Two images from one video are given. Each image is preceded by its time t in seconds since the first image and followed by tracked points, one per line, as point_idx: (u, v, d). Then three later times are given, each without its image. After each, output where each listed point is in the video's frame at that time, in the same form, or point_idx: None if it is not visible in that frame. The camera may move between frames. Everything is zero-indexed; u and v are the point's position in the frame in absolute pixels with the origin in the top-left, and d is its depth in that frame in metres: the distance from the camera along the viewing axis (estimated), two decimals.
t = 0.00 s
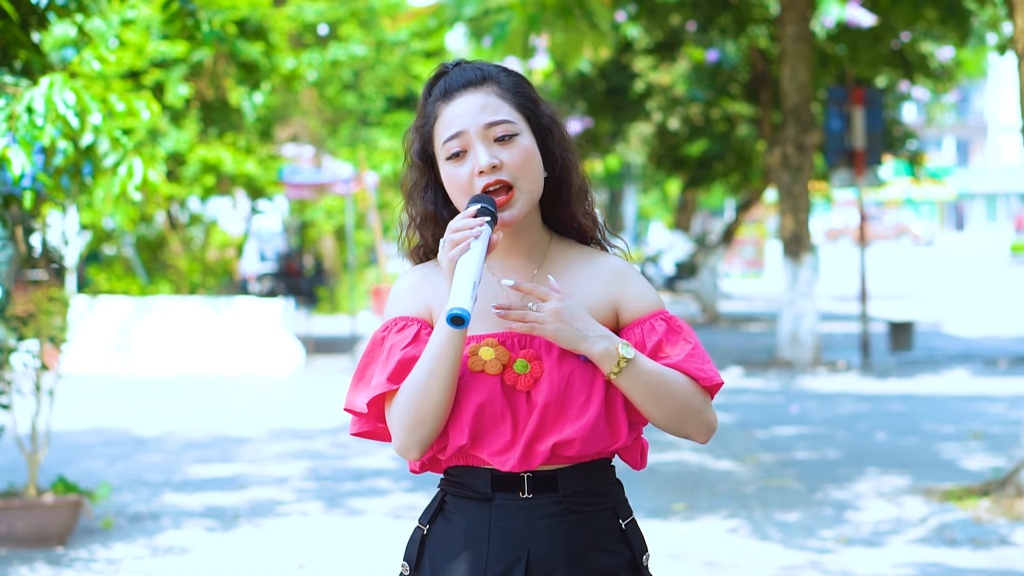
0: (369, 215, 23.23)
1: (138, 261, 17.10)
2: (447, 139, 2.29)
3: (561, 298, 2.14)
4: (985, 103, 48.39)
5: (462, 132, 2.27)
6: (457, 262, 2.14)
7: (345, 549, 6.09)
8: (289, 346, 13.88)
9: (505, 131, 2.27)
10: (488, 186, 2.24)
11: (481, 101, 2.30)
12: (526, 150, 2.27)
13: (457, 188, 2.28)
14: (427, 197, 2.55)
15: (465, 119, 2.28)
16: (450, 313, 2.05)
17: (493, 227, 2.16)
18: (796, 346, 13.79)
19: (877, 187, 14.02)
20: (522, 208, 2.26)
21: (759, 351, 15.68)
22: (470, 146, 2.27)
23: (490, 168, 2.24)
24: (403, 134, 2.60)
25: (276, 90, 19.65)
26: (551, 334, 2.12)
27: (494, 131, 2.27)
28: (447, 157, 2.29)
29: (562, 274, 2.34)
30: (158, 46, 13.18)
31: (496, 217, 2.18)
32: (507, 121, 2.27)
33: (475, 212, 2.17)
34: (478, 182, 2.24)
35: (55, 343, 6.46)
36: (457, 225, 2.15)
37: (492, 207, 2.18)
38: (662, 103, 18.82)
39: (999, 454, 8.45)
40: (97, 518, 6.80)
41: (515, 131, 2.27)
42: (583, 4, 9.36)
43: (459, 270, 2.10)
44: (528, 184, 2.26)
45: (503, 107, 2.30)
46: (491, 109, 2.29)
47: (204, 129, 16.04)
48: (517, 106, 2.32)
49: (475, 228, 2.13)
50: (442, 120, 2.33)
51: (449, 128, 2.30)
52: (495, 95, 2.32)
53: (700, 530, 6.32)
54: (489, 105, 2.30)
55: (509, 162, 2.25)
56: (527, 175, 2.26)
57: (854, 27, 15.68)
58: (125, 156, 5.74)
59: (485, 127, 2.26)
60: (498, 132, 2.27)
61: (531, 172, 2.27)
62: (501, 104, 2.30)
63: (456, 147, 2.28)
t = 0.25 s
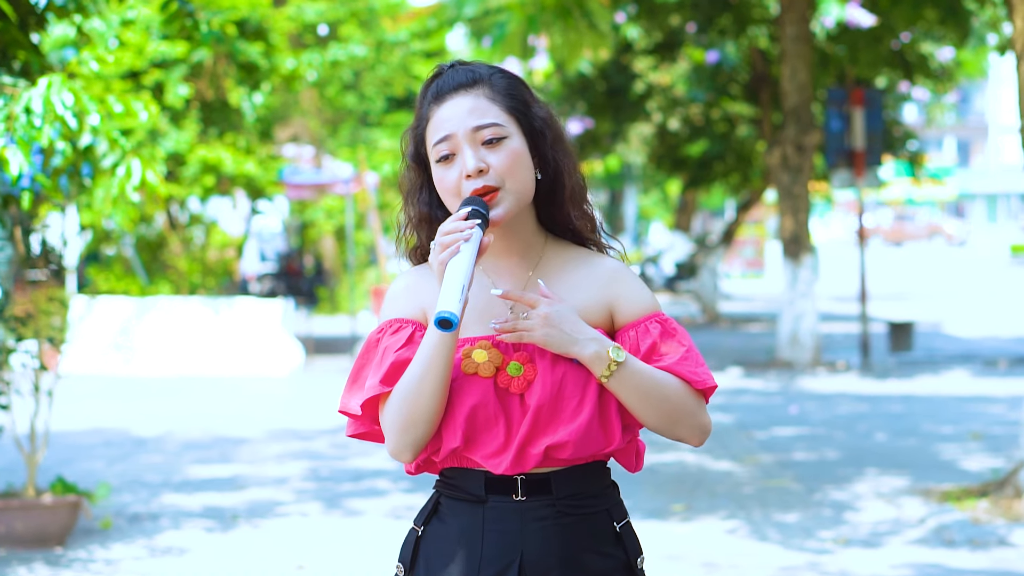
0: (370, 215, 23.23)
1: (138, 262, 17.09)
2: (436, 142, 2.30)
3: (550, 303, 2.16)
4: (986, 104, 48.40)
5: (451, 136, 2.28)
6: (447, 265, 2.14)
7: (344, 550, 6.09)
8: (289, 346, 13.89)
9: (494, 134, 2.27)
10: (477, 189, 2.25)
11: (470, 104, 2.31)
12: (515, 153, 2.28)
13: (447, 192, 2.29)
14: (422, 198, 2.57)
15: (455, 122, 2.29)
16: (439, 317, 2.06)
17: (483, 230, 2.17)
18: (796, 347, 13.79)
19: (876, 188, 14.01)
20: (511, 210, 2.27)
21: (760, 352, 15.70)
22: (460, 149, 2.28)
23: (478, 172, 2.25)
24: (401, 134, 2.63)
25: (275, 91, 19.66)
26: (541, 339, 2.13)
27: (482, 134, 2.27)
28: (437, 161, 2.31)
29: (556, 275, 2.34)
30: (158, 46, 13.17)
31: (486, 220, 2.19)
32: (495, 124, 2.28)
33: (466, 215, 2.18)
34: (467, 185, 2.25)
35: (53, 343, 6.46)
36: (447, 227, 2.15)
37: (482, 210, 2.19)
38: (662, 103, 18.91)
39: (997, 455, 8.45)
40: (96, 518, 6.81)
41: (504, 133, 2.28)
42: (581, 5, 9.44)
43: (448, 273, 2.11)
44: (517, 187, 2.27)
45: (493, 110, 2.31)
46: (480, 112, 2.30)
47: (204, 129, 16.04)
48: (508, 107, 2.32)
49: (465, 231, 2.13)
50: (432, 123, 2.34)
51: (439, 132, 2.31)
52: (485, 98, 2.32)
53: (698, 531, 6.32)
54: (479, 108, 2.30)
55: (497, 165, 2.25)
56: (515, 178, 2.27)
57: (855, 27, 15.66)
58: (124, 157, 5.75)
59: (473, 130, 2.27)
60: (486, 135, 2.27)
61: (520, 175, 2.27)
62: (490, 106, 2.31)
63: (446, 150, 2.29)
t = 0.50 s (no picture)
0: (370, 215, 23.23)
1: (138, 262, 17.06)
2: (428, 145, 2.31)
3: (541, 308, 2.18)
4: (986, 104, 48.40)
5: (441, 139, 2.29)
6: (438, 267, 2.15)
7: (342, 550, 6.09)
8: (289, 346, 13.89)
9: (484, 138, 2.27)
10: (466, 193, 2.26)
11: (462, 107, 2.31)
12: (505, 157, 2.27)
13: (438, 195, 2.30)
14: (418, 199, 2.58)
15: (446, 126, 2.29)
16: (429, 320, 2.07)
17: (475, 233, 2.18)
18: (796, 347, 13.79)
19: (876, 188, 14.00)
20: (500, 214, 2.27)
21: (759, 352, 15.71)
22: (450, 153, 2.28)
23: (467, 177, 2.26)
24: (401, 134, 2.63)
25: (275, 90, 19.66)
26: (532, 343, 2.16)
27: (473, 138, 2.28)
28: (429, 163, 2.31)
29: (551, 278, 2.35)
30: (159, 46, 13.17)
31: (477, 222, 2.20)
32: (486, 128, 2.28)
33: (457, 218, 2.19)
34: (456, 189, 2.26)
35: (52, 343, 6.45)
36: (437, 230, 2.16)
37: (472, 213, 2.20)
38: (662, 103, 18.91)
39: (997, 455, 8.45)
40: (95, 519, 6.81)
41: (494, 138, 2.28)
42: (581, 5, 9.44)
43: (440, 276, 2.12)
44: (506, 192, 2.27)
45: (484, 113, 2.30)
46: (471, 115, 2.29)
47: (204, 129, 16.03)
48: (500, 111, 2.32)
49: (455, 233, 2.14)
50: (425, 125, 2.35)
51: (430, 135, 2.31)
52: (478, 101, 2.32)
53: (698, 532, 6.32)
54: (471, 111, 2.30)
55: (486, 170, 2.26)
56: (504, 183, 2.27)
57: (854, 27, 15.66)
58: (122, 158, 5.75)
59: (464, 134, 2.27)
60: (476, 139, 2.28)
61: (510, 179, 2.28)
62: (481, 110, 2.30)
63: (437, 153, 2.30)
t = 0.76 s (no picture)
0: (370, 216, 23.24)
1: (138, 262, 17.06)
2: (422, 147, 2.33)
3: (533, 310, 2.21)
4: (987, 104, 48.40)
5: (434, 142, 2.30)
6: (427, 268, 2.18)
7: (340, 551, 6.09)
8: (289, 347, 13.89)
9: (477, 141, 2.29)
10: (457, 196, 2.27)
11: (456, 110, 2.32)
12: (497, 161, 2.29)
13: (431, 197, 2.31)
14: (413, 201, 2.60)
15: (439, 129, 2.31)
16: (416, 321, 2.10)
17: (465, 234, 2.20)
18: (796, 347, 13.79)
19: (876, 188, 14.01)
20: (491, 217, 2.28)
21: (759, 352, 15.73)
22: (443, 155, 2.30)
23: (458, 179, 2.27)
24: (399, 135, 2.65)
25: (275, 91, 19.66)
26: (524, 344, 2.18)
27: (465, 141, 2.29)
28: (422, 165, 2.33)
29: (545, 279, 2.36)
30: (159, 46, 13.16)
31: (468, 224, 2.22)
32: (478, 132, 2.29)
33: (448, 219, 2.21)
34: (447, 192, 2.27)
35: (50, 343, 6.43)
36: (427, 231, 2.19)
37: (464, 215, 2.22)
38: (663, 104, 18.90)
39: (997, 455, 8.45)
40: (94, 520, 6.81)
41: (487, 141, 2.29)
42: (580, 6, 9.48)
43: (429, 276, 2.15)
44: (497, 194, 2.28)
45: (477, 117, 2.31)
46: (464, 119, 2.30)
47: (204, 129, 16.04)
48: (493, 115, 2.32)
49: (445, 235, 2.17)
50: (420, 127, 2.36)
51: (423, 137, 2.32)
52: (471, 105, 2.33)
53: (696, 532, 6.32)
54: (464, 115, 2.31)
55: (478, 173, 2.27)
56: (496, 185, 2.28)
57: (854, 27, 15.66)
58: (121, 159, 5.77)
59: (456, 137, 2.29)
60: (469, 142, 2.29)
61: (501, 182, 2.29)
62: (474, 114, 2.31)
63: (429, 156, 2.31)
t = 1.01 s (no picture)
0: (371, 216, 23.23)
1: (138, 262, 17.05)
2: (415, 146, 2.33)
3: (524, 310, 2.22)
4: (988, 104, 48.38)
5: (427, 143, 2.30)
6: (416, 265, 2.21)
7: (339, 551, 6.10)
8: (289, 347, 13.89)
9: (470, 142, 2.29)
10: (448, 196, 2.27)
11: (450, 110, 2.32)
12: (490, 162, 2.29)
13: (422, 196, 2.32)
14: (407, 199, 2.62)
15: (433, 130, 2.31)
16: (403, 319, 2.13)
17: (455, 233, 2.22)
18: (796, 347, 13.79)
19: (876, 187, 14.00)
20: (483, 217, 2.29)
21: (759, 352, 15.73)
22: (435, 157, 2.30)
23: (450, 180, 2.27)
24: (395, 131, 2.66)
25: (276, 91, 19.67)
26: (514, 344, 2.20)
27: (457, 143, 2.29)
28: (415, 165, 2.33)
29: (539, 280, 2.37)
30: (159, 46, 13.16)
31: (458, 223, 2.24)
32: (471, 134, 2.29)
33: (438, 217, 2.23)
34: (438, 192, 2.27)
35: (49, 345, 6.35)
36: (417, 230, 2.21)
37: (454, 214, 2.23)
38: (663, 104, 18.85)
39: (996, 455, 8.44)
40: (93, 520, 6.82)
41: (478, 143, 2.29)
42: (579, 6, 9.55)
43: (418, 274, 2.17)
44: (489, 195, 2.29)
45: (471, 118, 2.31)
46: (457, 120, 2.31)
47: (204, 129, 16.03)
48: (487, 116, 2.32)
49: (435, 233, 2.19)
50: (413, 127, 2.36)
51: (417, 136, 2.32)
52: (465, 106, 2.33)
53: (696, 532, 6.32)
54: (458, 116, 2.31)
55: (470, 175, 2.27)
56: (487, 187, 2.28)
57: (854, 27, 15.65)
58: (119, 159, 5.77)
59: (449, 139, 2.29)
60: (461, 143, 2.29)
61: (493, 184, 2.29)
62: (467, 115, 2.31)
63: (422, 155, 2.31)
